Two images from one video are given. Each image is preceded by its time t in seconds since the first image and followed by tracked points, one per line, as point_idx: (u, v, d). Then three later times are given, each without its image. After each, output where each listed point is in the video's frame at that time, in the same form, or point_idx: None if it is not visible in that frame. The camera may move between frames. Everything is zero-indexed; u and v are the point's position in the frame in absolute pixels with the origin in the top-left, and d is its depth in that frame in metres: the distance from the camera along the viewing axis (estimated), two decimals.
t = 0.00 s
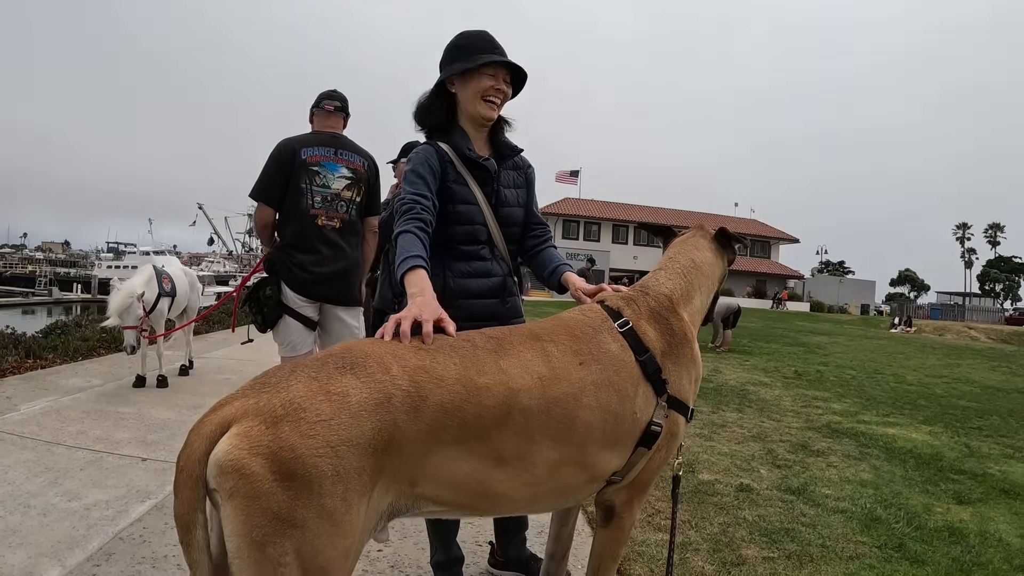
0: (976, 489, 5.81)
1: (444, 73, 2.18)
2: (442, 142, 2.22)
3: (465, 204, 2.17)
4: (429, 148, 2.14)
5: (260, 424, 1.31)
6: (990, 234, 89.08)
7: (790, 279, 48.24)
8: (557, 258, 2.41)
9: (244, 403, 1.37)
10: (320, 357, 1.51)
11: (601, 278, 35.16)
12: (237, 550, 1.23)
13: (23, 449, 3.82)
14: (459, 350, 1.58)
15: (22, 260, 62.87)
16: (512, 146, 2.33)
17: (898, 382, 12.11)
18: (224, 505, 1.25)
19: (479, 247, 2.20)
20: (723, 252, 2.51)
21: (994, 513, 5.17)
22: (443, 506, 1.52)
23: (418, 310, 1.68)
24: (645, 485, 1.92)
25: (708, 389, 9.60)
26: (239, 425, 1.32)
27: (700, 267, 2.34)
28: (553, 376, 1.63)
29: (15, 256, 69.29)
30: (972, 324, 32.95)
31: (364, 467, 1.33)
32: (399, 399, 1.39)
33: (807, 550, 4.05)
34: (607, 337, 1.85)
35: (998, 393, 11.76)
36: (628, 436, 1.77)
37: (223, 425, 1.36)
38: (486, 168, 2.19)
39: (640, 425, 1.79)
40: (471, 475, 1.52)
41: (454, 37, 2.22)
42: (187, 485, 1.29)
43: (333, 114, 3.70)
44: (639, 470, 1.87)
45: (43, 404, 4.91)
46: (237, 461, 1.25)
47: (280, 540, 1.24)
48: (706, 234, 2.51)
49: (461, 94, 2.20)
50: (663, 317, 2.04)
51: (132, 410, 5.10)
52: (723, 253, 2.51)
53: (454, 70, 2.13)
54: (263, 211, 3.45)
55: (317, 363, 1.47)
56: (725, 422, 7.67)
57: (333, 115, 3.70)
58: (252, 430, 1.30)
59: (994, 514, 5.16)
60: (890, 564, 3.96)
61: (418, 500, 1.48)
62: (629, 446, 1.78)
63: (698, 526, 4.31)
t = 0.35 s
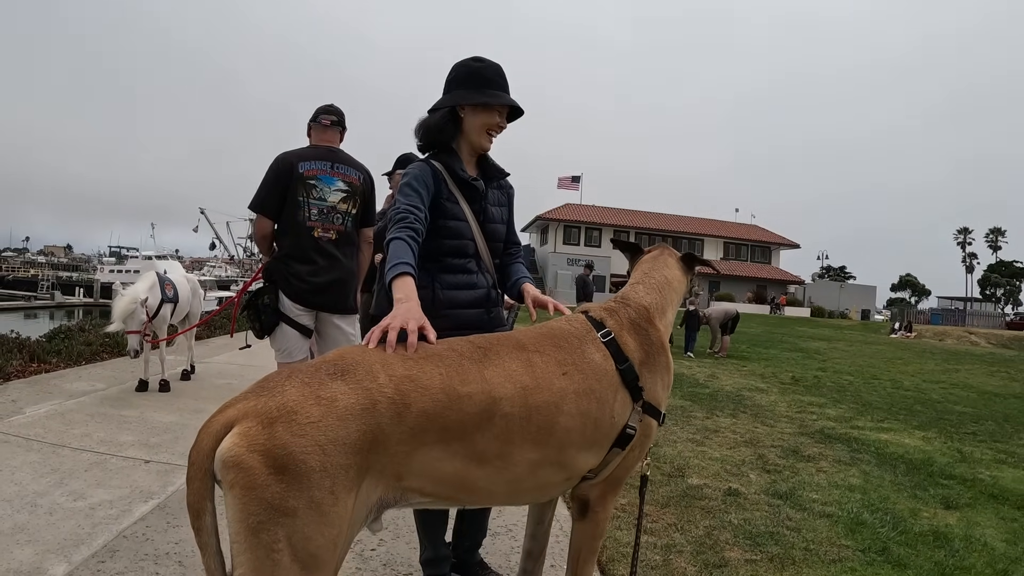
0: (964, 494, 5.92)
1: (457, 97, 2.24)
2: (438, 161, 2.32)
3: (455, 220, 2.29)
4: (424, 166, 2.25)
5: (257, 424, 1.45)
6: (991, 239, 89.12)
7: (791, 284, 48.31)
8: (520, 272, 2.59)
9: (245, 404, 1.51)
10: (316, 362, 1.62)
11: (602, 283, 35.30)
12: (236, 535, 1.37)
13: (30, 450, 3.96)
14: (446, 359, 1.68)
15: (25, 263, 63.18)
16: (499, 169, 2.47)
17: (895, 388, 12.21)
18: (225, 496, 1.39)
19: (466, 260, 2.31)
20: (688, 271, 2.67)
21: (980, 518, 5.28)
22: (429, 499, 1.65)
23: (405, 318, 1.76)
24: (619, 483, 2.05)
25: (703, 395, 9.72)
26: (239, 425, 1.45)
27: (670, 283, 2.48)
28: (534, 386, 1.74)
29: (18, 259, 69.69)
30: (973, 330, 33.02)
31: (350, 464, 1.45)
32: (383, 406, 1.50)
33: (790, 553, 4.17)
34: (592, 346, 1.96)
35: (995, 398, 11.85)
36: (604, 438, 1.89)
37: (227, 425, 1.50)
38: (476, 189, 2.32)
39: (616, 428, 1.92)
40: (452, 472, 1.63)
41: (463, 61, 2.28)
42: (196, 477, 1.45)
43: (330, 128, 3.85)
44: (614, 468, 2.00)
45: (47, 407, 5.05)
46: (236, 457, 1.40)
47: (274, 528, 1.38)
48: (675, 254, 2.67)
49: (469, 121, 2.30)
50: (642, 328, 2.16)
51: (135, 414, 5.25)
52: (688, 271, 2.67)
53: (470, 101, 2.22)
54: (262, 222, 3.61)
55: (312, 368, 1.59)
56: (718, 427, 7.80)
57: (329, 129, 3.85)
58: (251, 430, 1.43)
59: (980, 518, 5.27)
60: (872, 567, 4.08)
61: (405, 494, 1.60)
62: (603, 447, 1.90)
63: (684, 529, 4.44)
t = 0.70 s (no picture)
0: (965, 499, 5.91)
1: (484, 107, 2.23)
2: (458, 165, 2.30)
3: (471, 226, 2.28)
4: (445, 170, 2.24)
5: (271, 433, 1.44)
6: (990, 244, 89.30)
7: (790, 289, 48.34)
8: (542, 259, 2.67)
9: (257, 412, 1.50)
10: (325, 367, 1.62)
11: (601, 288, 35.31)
12: (250, 544, 1.37)
13: (30, 455, 3.95)
14: (457, 365, 1.67)
15: (24, 266, 63.12)
16: (517, 180, 2.48)
17: (894, 393, 12.21)
18: (240, 505, 1.39)
19: (480, 266, 2.30)
20: (689, 283, 2.68)
21: (981, 523, 5.27)
22: (438, 504, 1.65)
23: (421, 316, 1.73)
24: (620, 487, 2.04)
25: (703, 400, 9.71)
26: (252, 434, 1.45)
27: (671, 292, 2.49)
28: (544, 392, 1.74)
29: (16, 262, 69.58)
30: (971, 334, 33.09)
31: (364, 470, 1.45)
32: (397, 413, 1.49)
33: (792, 559, 4.16)
34: (595, 353, 1.96)
35: (994, 403, 11.85)
36: (608, 442, 1.89)
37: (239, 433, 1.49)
38: (494, 197, 2.32)
39: (618, 431, 1.92)
40: (461, 477, 1.63)
41: (496, 71, 2.27)
42: (209, 486, 1.44)
43: (332, 133, 3.85)
44: (615, 471, 2.00)
45: (47, 411, 5.04)
46: (251, 467, 1.39)
47: (289, 537, 1.37)
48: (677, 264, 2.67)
49: (493, 131, 2.29)
50: (644, 334, 2.16)
51: (135, 418, 5.23)
52: (688, 283, 2.68)
53: (498, 112, 2.21)
54: (263, 227, 3.59)
55: (323, 374, 1.58)
56: (719, 433, 7.79)
57: (331, 135, 3.85)
58: (265, 439, 1.43)
59: (982, 524, 5.26)
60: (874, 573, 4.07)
61: (415, 499, 1.60)
62: (607, 451, 1.91)
63: (686, 535, 4.43)
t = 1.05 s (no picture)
0: (958, 508, 5.94)
1: (511, 124, 2.28)
2: (480, 178, 2.32)
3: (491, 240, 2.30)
4: (468, 183, 2.25)
5: (288, 444, 1.44)
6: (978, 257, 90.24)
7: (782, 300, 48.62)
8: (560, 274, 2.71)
9: (271, 422, 1.50)
10: (337, 377, 1.62)
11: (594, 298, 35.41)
12: (266, 555, 1.37)
13: (24, 461, 3.91)
14: (468, 375, 1.69)
15: (14, 272, 62.61)
16: (535, 197, 2.50)
17: (886, 404, 12.29)
18: (255, 516, 1.39)
19: (496, 279, 2.31)
20: (691, 298, 2.70)
21: (975, 532, 5.31)
22: (446, 514, 1.65)
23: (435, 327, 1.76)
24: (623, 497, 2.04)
25: (697, 411, 9.73)
26: (268, 444, 1.45)
27: (674, 306, 2.50)
28: (551, 402, 1.76)
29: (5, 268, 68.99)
30: (961, 345, 33.34)
31: (380, 479, 1.46)
32: (412, 423, 1.50)
33: (788, 568, 4.16)
34: (599, 363, 1.97)
35: (985, 414, 11.94)
36: (610, 452, 1.91)
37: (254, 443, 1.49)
38: (514, 212, 2.34)
39: (620, 441, 1.93)
40: (471, 487, 1.64)
41: (521, 91, 2.32)
42: (223, 497, 1.44)
43: (333, 142, 3.87)
44: (616, 482, 2.00)
45: (40, 417, 4.99)
46: (269, 478, 1.39)
47: (305, 547, 1.38)
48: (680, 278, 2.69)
49: (518, 148, 2.33)
50: (646, 346, 2.18)
51: (129, 425, 5.19)
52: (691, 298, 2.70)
53: (525, 129, 2.26)
54: (264, 235, 3.59)
55: (337, 384, 1.58)
56: (713, 443, 7.81)
57: (332, 144, 3.87)
58: (281, 450, 1.43)
59: (975, 532, 5.29)
60: None
61: (423, 509, 1.61)
62: (609, 461, 1.92)
63: (683, 544, 4.42)
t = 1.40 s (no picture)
0: (947, 516, 6.00)
1: (511, 135, 2.30)
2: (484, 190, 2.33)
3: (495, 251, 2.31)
4: (472, 194, 2.26)
5: (291, 452, 1.44)
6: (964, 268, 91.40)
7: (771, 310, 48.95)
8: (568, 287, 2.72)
9: (274, 429, 1.50)
10: (341, 385, 1.62)
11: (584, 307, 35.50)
12: (268, 563, 1.36)
13: (12, 466, 3.86)
14: (469, 385, 1.69)
15: None
16: (537, 209, 2.52)
17: (874, 413, 12.39)
18: (258, 523, 1.39)
19: (500, 290, 2.32)
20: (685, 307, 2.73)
21: (964, 539, 5.35)
22: (445, 523, 1.65)
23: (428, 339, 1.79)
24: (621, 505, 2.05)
25: (687, 420, 9.77)
26: (271, 452, 1.45)
27: (670, 315, 2.53)
28: (551, 412, 1.77)
29: None
30: (947, 355, 33.69)
31: (382, 488, 1.46)
32: (414, 431, 1.51)
33: None
34: (597, 374, 1.99)
35: (972, 423, 12.06)
36: (608, 461, 1.91)
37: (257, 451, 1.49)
38: (517, 222, 2.36)
39: (618, 451, 1.94)
40: (471, 496, 1.64)
41: (523, 101, 2.34)
42: (225, 504, 1.44)
43: (329, 149, 3.88)
44: (614, 490, 2.01)
45: (29, 421, 4.93)
46: (272, 486, 1.39)
47: (307, 555, 1.38)
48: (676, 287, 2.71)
49: (517, 160, 2.36)
50: (643, 355, 2.20)
51: (118, 431, 5.13)
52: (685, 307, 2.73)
53: (526, 141, 2.28)
54: (259, 241, 3.58)
55: (339, 392, 1.59)
56: (703, 452, 7.84)
57: (328, 151, 3.88)
58: (285, 458, 1.43)
59: (964, 539, 5.34)
60: None
61: (423, 518, 1.61)
62: (607, 470, 1.93)
63: (676, 552, 4.43)
